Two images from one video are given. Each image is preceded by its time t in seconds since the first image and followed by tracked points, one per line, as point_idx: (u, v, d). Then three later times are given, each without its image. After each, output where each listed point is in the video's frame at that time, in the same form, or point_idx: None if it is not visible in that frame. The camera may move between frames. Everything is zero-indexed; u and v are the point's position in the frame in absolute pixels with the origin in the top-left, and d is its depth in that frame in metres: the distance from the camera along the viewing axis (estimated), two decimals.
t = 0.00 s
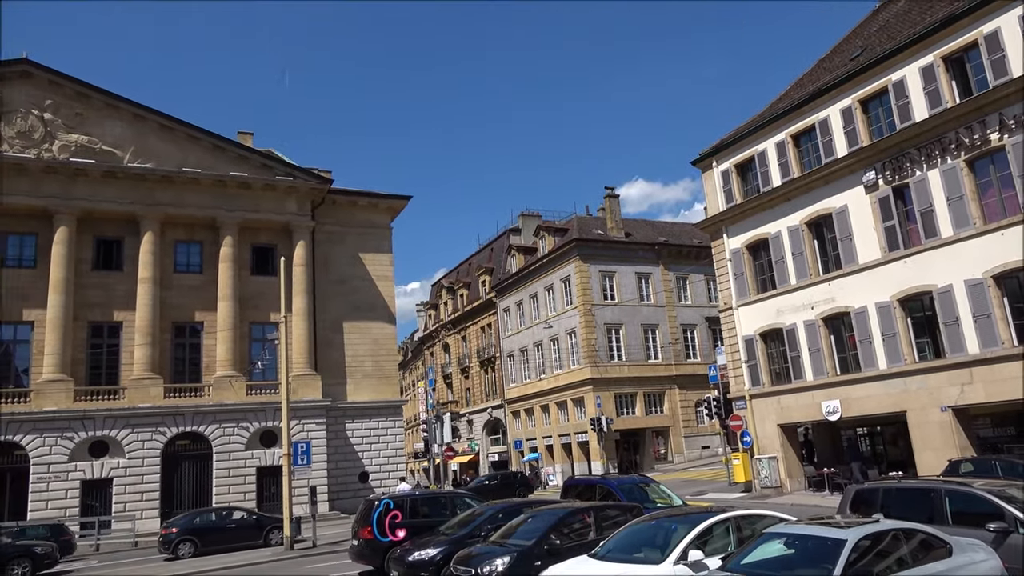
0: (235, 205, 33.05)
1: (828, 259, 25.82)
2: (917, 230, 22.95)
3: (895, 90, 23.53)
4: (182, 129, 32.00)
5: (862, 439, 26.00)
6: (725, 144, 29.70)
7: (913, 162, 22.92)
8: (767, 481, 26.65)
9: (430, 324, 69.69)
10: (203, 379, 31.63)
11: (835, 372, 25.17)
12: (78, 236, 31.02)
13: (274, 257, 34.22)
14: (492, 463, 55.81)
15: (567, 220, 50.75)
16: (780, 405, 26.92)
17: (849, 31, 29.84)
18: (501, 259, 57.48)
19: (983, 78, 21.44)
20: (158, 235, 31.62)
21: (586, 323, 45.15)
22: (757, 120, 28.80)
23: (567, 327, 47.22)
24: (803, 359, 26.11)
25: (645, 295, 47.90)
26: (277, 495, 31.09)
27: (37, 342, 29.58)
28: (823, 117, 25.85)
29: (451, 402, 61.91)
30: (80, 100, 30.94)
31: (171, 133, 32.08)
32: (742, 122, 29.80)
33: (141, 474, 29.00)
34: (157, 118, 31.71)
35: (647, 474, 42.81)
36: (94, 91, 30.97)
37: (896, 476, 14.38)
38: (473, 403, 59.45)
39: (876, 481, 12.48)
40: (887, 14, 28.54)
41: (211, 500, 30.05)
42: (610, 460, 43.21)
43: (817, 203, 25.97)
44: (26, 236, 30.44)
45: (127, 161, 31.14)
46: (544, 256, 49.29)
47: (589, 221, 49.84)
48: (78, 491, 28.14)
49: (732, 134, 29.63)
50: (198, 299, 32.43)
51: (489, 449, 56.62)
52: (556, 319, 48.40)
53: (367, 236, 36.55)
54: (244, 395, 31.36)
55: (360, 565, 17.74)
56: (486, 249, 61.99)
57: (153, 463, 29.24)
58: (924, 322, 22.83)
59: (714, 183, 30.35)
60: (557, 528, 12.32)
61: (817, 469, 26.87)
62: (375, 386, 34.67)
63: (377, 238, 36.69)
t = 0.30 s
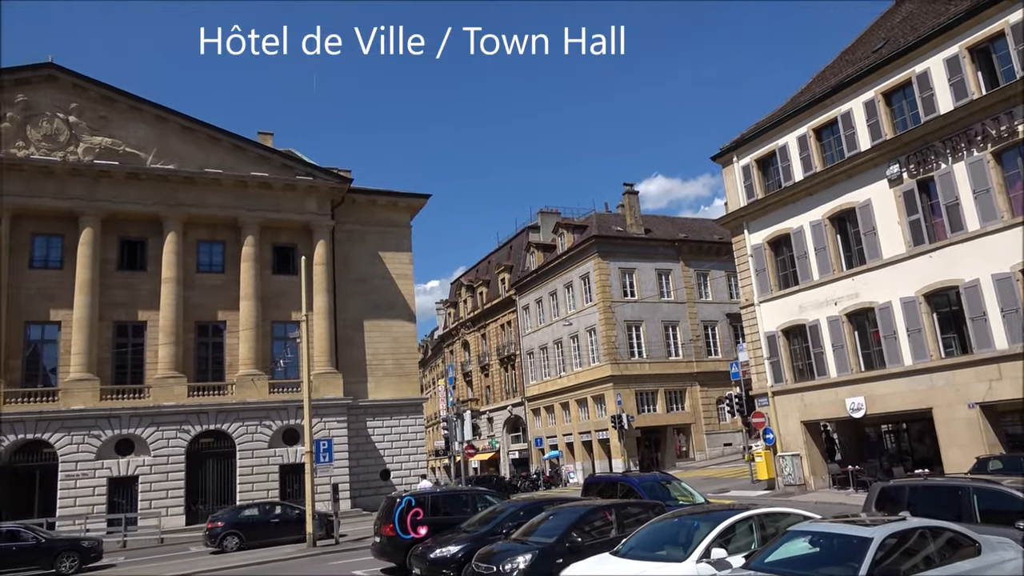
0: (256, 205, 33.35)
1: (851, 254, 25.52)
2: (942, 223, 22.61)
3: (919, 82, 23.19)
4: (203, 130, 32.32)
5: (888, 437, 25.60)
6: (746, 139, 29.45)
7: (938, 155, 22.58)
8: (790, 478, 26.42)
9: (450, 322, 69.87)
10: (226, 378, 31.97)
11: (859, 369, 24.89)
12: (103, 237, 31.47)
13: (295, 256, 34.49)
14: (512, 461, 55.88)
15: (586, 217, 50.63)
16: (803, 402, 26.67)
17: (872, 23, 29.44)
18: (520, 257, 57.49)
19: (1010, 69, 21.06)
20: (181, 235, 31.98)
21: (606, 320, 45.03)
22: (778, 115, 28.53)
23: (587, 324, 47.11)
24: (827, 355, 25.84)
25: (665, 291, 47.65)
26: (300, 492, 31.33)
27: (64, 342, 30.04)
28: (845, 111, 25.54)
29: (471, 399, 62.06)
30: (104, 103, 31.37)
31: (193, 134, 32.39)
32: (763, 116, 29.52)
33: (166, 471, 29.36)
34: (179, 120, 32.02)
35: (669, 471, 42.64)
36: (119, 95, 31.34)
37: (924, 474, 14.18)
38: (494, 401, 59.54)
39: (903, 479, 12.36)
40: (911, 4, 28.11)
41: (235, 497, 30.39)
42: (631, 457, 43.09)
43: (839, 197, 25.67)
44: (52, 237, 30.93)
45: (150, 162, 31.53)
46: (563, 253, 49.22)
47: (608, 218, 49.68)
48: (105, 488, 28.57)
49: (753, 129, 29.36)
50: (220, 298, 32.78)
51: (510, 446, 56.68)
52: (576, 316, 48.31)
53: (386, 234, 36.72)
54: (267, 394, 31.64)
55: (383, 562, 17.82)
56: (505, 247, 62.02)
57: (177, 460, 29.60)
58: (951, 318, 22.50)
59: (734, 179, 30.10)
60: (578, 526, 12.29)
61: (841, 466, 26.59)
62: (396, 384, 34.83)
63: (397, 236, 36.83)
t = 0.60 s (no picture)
0: (282, 205, 33.71)
1: (881, 249, 25.13)
2: (975, 217, 22.18)
3: (950, 74, 22.75)
4: (230, 131, 32.71)
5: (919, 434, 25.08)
6: (772, 133, 29.12)
7: (970, 147, 22.13)
8: (819, 476, 26.12)
9: (474, 319, 70.04)
10: (254, 375, 32.39)
11: (889, 365, 24.51)
12: (133, 237, 32.02)
13: (320, 255, 34.81)
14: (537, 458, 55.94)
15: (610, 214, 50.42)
16: (832, 400, 26.34)
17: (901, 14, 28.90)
18: (544, 254, 57.45)
19: None
20: (209, 235, 32.45)
21: (631, 317, 44.82)
22: (804, 108, 28.16)
23: (611, 321, 46.93)
24: (856, 352, 25.49)
25: (690, 288, 47.28)
26: (327, 489, 31.65)
27: (97, 341, 30.64)
28: (874, 103, 25.13)
29: (496, 397, 62.21)
30: (133, 106, 31.76)
31: (220, 135, 32.79)
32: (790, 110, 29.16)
33: (197, 467, 29.82)
34: (206, 121, 32.43)
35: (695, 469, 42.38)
36: (146, 97, 31.71)
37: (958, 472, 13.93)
38: (518, 398, 59.61)
39: (935, 477, 12.13)
40: None
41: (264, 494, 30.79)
42: (656, 455, 42.90)
43: (868, 192, 25.28)
44: (84, 238, 31.54)
45: (179, 164, 32.00)
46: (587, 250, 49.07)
47: (632, 214, 49.41)
48: (137, 484, 29.09)
49: (779, 123, 29.03)
50: (248, 297, 33.20)
51: (535, 444, 56.73)
52: (600, 313, 48.16)
53: (411, 233, 36.88)
54: (294, 391, 32.02)
55: (410, 558, 17.94)
56: (529, 244, 62.00)
57: (207, 457, 30.05)
58: (984, 313, 22.07)
59: (761, 174, 29.78)
60: (604, 523, 12.27)
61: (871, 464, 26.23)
62: (421, 381, 35.02)
63: (421, 234, 36.98)
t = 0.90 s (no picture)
0: (309, 205, 34.09)
1: (913, 243, 24.70)
2: (1010, 210, 21.70)
3: (983, 64, 22.30)
4: (258, 133, 33.16)
5: (952, 432, 24.56)
6: (800, 127, 28.78)
7: (1005, 138, 21.66)
8: (850, 474, 25.81)
9: (499, 317, 70.18)
10: (284, 374, 32.81)
11: (922, 361, 24.11)
12: (165, 238, 32.62)
13: (347, 254, 35.15)
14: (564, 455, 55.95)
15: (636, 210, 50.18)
16: (864, 396, 25.97)
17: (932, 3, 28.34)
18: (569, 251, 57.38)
19: None
20: (239, 236, 32.93)
21: (657, 314, 44.58)
22: (833, 101, 27.78)
23: (638, 318, 46.73)
24: (888, 347, 25.11)
25: (717, 284, 46.88)
26: (356, 485, 32.00)
27: (131, 340, 31.27)
28: (905, 95, 24.72)
29: (522, 394, 62.30)
30: (163, 109, 32.36)
31: (248, 137, 33.27)
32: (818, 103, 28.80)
33: (228, 464, 30.31)
34: (235, 123, 32.91)
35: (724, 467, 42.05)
36: (176, 100, 32.30)
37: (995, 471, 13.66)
38: (545, 396, 59.63)
39: (970, 475, 11.98)
40: None
41: (294, 490, 31.20)
42: (684, 452, 42.65)
43: (900, 185, 24.86)
44: (118, 239, 32.20)
45: (209, 165, 32.51)
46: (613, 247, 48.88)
47: (658, 210, 49.14)
48: (170, 481, 29.64)
49: (807, 116, 28.68)
50: (277, 296, 33.64)
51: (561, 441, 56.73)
52: (626, 310, 47.97)
53: (436, 232, 37.06)
54: (323, 389, 32.40)
55: (439, 555, 18.07)
56: (554, 241, 61.95)
57: (239, 454, 30.53)
58: (1020, 308, 21.60)
59: (789, 168, 29.45)
60: (632, 520, 12.26)
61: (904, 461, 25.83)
62: (448, 379, 35.21)
63: (447, 233, 37.14)
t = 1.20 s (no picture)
0: (337, 206, 34.39)
1: (948, 235, 24.16)
2: None
3: (1019, 52, 21.77)
4: (286, 134, 33.56)
5: (990, 428, 23.68)
6: (829, 119, 28.34)
7: None
8: (885, 472, 25.43)
9: (526, 315, 70.20)
10: (313, 372, 33.15)
11: (958, 357, 23.64)
12: (197, 240, 33.15)
13: (375, 254, 35.41)
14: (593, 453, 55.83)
15: (662, 206, 49.85)
16: (898, 393, 25.56)
17: None
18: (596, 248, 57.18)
19: None
20: (268, 236, 33.36)
21: (685, 311, 44.24)
22: (864, 92, 27.32)
23: (665, 315, 46.41)
24: (922, 343, 24.65)
25: (746, 280, 46.36)
26: (386, 482, 32.27)
27: (164, 340, 31.84)
28: (938, 85, 24.23)
29: (550, 392, 62.28)
30: (193, 113, 32.88)
31: (276, 138, 33.68)
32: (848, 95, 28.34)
33: (261, 462, 30.74)
34: (263, 125, 33.33)
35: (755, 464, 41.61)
36: (206, 104, 32.80)
37: None
38: (572, 393, 59.54)
39: (1009, 473, 11.71)
40: None
41: (325, 488, 31.52)
42: (714, 450, 42.27)
43: (933, 177, 24.34)
44: (150, 241, 32.79)
45: (238, 167, 32.97)
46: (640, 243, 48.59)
47: (685, 206, 48.75)
48: (204, 478, 30.09)
49: (837, 108, 28.24)
50: (306, 296, 34.01)
51: (590, 439, 56.62)
52: (654, 307, 47.66)
53: (462, 230, 37.16)
54: (352, 387, 32.70)
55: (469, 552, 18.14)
56: (580, 238, 61.78)
57: (270, 452, 30.95)
58: None
59: (819, 161, 29.03)
60: (662, 518, 12.19)
61: (940, 458, 25.35)
62: (475, 377, 35.32)
63: (473, 232, 37.22)
